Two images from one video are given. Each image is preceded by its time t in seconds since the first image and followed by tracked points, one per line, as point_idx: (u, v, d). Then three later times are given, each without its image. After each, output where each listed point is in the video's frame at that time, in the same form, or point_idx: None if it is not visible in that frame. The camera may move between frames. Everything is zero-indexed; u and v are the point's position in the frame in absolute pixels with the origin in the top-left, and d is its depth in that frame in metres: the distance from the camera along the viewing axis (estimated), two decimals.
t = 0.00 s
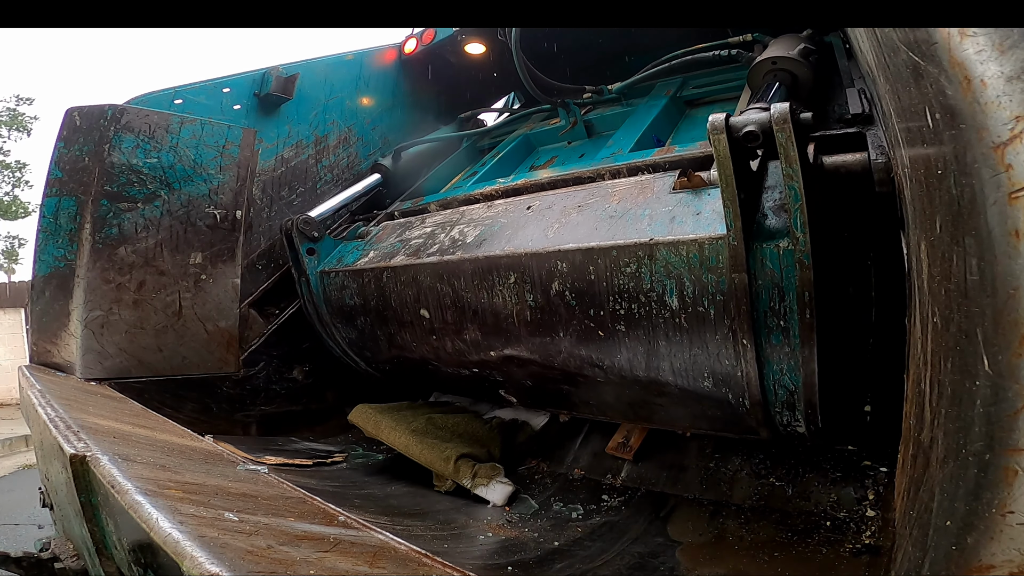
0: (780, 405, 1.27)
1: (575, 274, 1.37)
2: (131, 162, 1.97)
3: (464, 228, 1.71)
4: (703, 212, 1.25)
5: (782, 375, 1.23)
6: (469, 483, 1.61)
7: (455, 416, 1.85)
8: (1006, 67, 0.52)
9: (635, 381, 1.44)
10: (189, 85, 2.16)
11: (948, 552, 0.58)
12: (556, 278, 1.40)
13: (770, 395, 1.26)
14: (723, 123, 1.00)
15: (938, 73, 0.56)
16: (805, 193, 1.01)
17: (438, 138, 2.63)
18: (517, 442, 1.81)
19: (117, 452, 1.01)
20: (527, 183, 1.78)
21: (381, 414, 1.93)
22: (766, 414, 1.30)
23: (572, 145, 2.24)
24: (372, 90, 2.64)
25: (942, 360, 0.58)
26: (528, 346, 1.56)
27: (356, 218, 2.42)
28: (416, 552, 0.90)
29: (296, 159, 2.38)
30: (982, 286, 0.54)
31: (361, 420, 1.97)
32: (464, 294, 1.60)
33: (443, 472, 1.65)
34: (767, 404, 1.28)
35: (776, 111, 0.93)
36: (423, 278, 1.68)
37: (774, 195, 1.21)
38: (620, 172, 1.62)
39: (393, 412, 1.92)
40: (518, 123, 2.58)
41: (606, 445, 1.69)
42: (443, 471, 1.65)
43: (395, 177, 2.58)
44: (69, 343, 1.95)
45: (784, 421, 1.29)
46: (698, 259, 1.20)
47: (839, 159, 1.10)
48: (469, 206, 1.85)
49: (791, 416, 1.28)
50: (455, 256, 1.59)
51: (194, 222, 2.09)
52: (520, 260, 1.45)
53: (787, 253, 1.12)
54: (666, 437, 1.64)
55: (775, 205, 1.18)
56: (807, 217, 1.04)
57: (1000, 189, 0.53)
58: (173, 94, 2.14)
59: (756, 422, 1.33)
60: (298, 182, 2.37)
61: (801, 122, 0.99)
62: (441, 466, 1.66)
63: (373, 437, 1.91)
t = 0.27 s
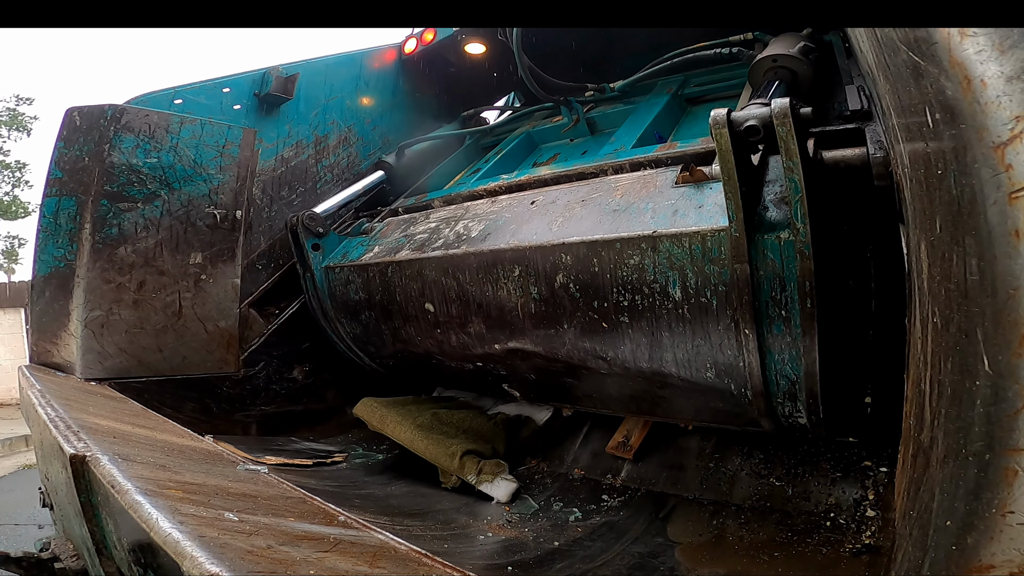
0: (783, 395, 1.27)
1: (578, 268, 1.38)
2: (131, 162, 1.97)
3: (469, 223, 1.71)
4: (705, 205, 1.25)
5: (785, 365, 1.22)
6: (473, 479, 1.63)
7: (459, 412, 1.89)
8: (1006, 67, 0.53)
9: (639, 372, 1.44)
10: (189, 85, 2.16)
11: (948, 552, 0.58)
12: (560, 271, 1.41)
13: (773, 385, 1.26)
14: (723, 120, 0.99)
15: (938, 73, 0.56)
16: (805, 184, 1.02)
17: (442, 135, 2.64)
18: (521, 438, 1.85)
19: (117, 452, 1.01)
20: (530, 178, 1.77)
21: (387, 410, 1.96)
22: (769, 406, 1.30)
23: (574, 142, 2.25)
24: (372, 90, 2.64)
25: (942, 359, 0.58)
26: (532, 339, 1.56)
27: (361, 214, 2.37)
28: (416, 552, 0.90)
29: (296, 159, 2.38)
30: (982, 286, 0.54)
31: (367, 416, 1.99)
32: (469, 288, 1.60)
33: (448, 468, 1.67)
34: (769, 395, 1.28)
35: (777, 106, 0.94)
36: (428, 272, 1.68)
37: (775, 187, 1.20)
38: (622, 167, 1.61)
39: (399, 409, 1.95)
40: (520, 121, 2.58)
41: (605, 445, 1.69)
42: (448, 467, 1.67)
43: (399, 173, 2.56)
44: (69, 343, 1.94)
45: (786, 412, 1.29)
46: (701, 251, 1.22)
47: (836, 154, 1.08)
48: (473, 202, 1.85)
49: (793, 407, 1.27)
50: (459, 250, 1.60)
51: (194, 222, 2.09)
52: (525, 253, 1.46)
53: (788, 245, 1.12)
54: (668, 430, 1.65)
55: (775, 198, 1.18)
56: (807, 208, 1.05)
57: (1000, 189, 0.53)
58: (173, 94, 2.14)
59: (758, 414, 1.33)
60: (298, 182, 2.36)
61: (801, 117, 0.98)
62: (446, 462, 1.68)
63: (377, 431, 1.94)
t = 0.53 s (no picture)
0: (785, 386, 1.27)
1: (583, 260, 1.38)
2: (131, 162, 1.97)
3: (474, 218, 1.71)
4: (708, 198, 1.25)
5: (786, 355, 1.22)
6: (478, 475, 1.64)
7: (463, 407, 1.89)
8: (1006, 67, 0.53)
9: (642, 364, 1.44)
10: (189, 85, 2.16)
11: (948, 552, 0.58)
12: (564, 264, 1.41)
13: (775, 376, 1.26)
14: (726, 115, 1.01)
15: (938, 73, 0.56)
16: (806, 177, 1.02)
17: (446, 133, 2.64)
18: (524, 435, 1.85)
19: (117, 452, 1.01)
20: (533, 175, 1.77)
21: (390, 405, 1.97)
22: (771, 397, 1.29)
23: (577, 140, 2.25)
24: (372, 90, 2.64)
25: (941, 360, 0.58)
26: (536, 332, 1.56)
27: (364, 211, 2.43)
28: (415, 552, 0.90)
29: (296, 159, 2.38)
30: (982, 286, 0.54)
31: (371, 411, 1.99)
32: (474, 281, 1.61)
33: (453, 464, 1.68)
34: (772, 386, 1.28)
35: (778, 100, 0.96)
36: (433, 266, 1.69)
37: (775, 181, 1.18)
38: (625, 163, 1.61)
39: (403, 404, 1.96)
40: (523, 119, 2.59)
41: (606, 445, 1.69)
42: (453, 463, 1.68)
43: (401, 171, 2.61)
44: (69, 343, 1.94)
45: (787, 403, 1.29)
46: (703, 243, 1.22)
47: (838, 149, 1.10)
48: (478, 198, 1.85)
49: (795, 399, 1.27)
50: (464, 244, 1.60)
51: (194, 222, 2.09)
52: (529, 246, 1.46)
53: (789, 236, 1.13)
54: (669, 426, 1.65)
55: (777, 190, 1.17)
56: (808, 200, 1.04)
57: (1000, 189, 0.53)
58: (173, 94, 2.14)
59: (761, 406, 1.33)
60: (298, 182, 2.36)
61: (801, 112, 1.00)
62: (451, 457, 1.69)
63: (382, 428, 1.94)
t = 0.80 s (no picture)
0: (788, 376, 1.26)
1: (587, 253, 1.39)
2: (131, 162, 1.97)
3: (478, 213, 1.71)
4: (710, 190, 1.27)
5: (789, 344, 1.22)
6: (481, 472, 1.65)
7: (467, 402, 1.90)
8: (1006, 67, 0.53)
9: (645, 356, 1.43)
10: (189, 85, 2.16)
11: (948, 552, 0.58)
12: (569, 256, 1.42)
13: (777, 366, 1.25)
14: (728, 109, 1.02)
15: (938, 73, 0.56)
16: (806, 170, 1.03)
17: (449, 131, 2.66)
18: (529, 429, 1.86)
19: (117, 453, 1.01)
20: (537, 171, 1.77)
21: (395, 400, 1.97)
22: (773, 387, 1.29)
23: (579, 137, 2.27)
24: (372, 90, 2.64)
25: (941, 360, 0.58)
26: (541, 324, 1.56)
27: (369, 208, 2.46)
28: (415, 552, 0.90)
29: (296, 159, 2.38)
30: (982, 286, 0.54)
31: (375, 405, 1.99)
32: (479, 274, 1.61)
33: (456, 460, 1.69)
34: (774, 376, 1.27)
35: (779, 96, 0.96)
36: (438, 261, 1.69)
37: (776, 174, 1.19)
38: (628, 159, 1.61)
39: (407, 398, 1.96)
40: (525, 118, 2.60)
41: (606, 444, 1.69)
42: (456, 459, 1.69)
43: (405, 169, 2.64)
44: (69, 343, 1.94)
45: (790, 394, 1.29)
46: (706, 235, 1.23)
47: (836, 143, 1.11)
48: (482, 193, 1.85)
49: (798, 390, 1.27)
50: (469, 238, 1.61)
51: (194, 222, 2.09)
52: (534, 240, 1.47)
53: (789, 228, 1.13)
54: (671, 423, 1.65)
55: (779, 182, 1.17)
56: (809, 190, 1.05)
57: (1000, 189, 0.53)
58: (173, 94, 2.14)
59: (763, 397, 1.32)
60: (298, 182, 2.36)
61: (801, 106, 1.00)
62: (454, 454, 1.70)
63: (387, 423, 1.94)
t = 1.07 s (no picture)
0: (790, 367, 1.26)
1: (591, 246, 1.39)
2: (131, 162, 1.97)
3: (483, 208, 1.71)
4: (712, 184, 1.27)
5: (789, 335, 1.22)
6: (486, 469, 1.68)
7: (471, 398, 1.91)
8: (1006, 67, 0.53)
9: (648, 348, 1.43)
10: (189, 85, 2.16)
11: (948, 552, 0.58)
12: (573, 249, 1.42)
13: (778, 357, 1.25)
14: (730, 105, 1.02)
15: (937, 73, 0.56)
16: (806, 162, 1.03)
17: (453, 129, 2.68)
18: (533, 424, 1.89)
19: (117, 452, 1.01)
20: (541, 166, 1.77)
21: (400, 396, 1.99)
22: (775, 379, 1.29)
23: (582, 135, 2.29)
24: (372, 90, 2.64)
25: (940, 360, 0.58)
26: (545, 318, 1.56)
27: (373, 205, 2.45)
28: (415, 552, 0.90)
29: (296, 159, 2.38)
30: (982, 286, 0.54)
31: (381, 401, 2.01)
32: (483, 268, 1.60)
33: (461, 455, 1.71)
34: (776, 368, 1.27)
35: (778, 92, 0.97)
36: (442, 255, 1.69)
37: (776, 169, 1.19)
38: (630, 155, 1.61)
39: (413, 394, 1.98)
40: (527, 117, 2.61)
41: (606, 444, 1.69)
42: (461, 455, 1.71)
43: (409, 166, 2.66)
44: (69, 343, 1.94)
45: (792, 385, 1.29)
46: (709, 227, 1.23)
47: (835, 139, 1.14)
48: (486, 189, 1.85)
49: (800, 381, 1.27)
50: (473, 233, 1.61)
51: (194, 221, 2.09)
52: (538, 234, 1.47)
53: (790, 220, 1.13)
54: (672, 419, 1.66)
55: (779, 176, 1.17)
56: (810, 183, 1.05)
57: (1000, 188, 0.53)
58: (173, 94, 2.14)
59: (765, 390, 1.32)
60: (298, 182, 2.36)
61: (801, 102, 1.00)
62: (459, 449, 1.72)
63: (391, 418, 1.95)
